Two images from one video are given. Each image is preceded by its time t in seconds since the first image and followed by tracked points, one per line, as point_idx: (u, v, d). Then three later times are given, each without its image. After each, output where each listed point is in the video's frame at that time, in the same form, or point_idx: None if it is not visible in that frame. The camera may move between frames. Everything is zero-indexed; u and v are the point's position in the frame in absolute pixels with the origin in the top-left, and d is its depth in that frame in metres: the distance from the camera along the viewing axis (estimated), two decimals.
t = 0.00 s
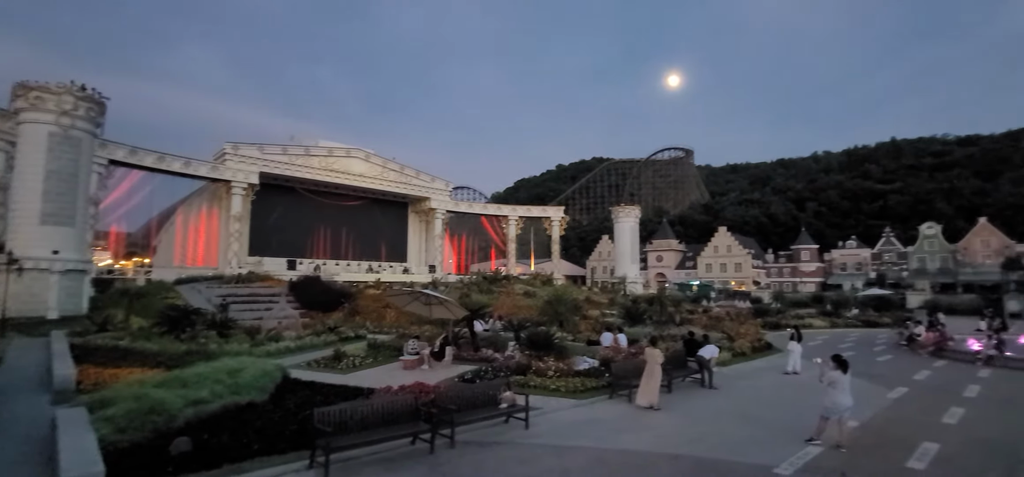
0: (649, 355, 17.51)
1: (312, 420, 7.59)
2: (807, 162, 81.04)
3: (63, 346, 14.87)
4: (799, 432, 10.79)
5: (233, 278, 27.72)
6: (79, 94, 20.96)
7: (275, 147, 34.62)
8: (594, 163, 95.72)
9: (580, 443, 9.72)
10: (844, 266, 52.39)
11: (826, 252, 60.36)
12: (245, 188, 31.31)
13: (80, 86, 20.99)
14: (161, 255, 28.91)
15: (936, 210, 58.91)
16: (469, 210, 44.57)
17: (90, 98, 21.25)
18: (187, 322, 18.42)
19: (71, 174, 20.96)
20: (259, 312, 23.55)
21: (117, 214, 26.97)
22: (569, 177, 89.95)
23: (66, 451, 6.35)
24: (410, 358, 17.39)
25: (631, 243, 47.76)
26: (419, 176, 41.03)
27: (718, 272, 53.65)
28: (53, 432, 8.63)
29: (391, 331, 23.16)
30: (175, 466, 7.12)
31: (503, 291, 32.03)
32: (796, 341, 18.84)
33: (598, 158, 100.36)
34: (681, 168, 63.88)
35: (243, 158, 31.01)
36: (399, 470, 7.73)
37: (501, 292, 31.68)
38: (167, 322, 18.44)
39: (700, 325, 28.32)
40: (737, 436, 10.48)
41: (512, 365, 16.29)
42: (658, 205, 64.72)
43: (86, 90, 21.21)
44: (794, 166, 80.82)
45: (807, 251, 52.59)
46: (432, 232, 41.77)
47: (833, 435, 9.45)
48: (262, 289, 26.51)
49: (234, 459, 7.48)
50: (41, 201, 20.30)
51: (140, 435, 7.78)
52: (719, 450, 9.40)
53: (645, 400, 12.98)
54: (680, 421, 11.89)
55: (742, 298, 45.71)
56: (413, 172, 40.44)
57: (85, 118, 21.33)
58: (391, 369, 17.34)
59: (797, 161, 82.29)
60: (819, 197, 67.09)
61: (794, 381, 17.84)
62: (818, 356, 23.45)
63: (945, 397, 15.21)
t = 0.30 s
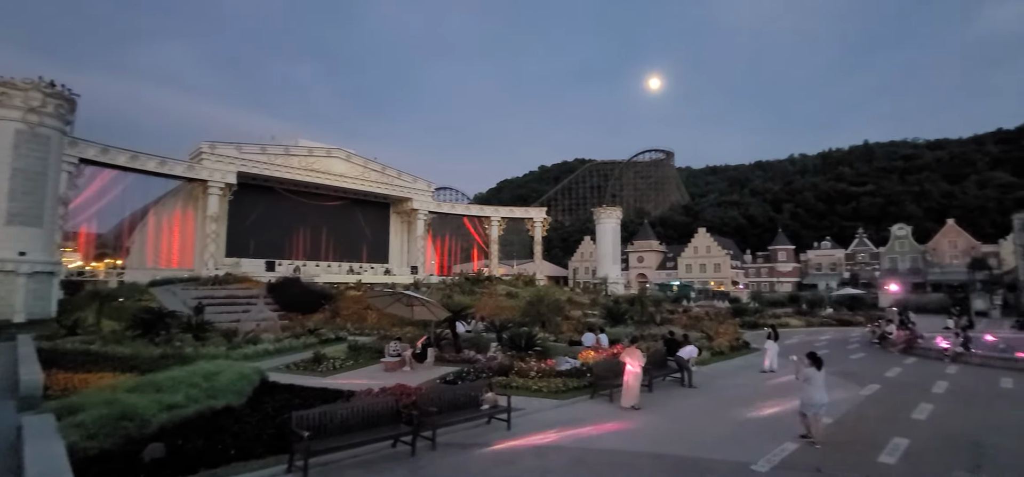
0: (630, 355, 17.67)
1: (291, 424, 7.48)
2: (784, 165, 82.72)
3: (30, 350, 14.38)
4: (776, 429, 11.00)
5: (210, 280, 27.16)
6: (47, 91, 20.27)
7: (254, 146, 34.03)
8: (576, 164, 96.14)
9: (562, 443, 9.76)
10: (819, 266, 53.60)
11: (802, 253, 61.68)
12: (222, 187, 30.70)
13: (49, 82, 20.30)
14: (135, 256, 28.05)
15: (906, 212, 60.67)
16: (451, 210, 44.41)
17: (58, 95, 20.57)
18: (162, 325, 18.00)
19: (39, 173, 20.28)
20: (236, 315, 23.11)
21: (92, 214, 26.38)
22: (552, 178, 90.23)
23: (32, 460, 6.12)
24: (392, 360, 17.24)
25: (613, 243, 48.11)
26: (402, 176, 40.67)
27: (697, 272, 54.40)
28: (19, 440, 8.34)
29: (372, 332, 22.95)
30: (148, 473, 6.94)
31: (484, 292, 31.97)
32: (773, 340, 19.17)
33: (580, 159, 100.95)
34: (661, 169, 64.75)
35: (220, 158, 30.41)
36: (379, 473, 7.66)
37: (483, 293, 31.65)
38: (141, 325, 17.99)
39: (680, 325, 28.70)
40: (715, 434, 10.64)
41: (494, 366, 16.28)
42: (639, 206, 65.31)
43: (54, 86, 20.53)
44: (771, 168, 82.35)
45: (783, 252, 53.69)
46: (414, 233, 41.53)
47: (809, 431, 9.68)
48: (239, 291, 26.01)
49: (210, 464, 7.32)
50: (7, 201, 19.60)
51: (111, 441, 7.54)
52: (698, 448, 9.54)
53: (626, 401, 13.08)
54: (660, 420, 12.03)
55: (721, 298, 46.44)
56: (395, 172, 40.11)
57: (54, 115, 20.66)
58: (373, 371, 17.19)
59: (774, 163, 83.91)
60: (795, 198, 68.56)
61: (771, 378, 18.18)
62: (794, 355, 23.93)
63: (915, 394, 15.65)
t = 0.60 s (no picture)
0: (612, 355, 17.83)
1: (268, 429, 7.33)
2: (762, 168, 84.23)
3: None
4: (755, 426, 11.17)
5: (186, 282, 26.58)
6: (14, 87, 19.59)
7: (231, 145, 33.50)
8: (559, 166, 96.43)
9: (545, 444, 9.78)
10: (795, 267, 54.77)
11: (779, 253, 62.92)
12: (199, 188, 30.05)
13: (15, 78, 19.62)
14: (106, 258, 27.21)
15: (879, 214, 62.33)
16: (433, 212, 44.19)
17: (26, 91, 19.90)
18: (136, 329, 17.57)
19: (5, 172, 19.58)
20: (213, 317, 22.66)
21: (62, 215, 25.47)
22: (535, 179, 90.49)
23: None
24: (373, 362, 17.09)
25: (595, 244, 48.40)
26: (383, 177, 40.40)
27: (678, 273, 55.05)
28: None
29: (353, 335, 22.72)
30: None
31: (467, 293, 31.86)
32: (752, 339, 19.48)
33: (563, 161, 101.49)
34: (643, 171, 65.27)
35: (196, 157, 29.86)
36: None
37: (466, 294, 31.58)
38: (113, 328, 17.51)
39: (661, 325, 29.03)
40: (695, 432, 10.77)
41: (476, 367, 16.24)
42: (621, 208, 65.72)
43: (21, 82, 19.85)
44: (750, 171, 83.83)
45: (761, 252, 54.72)
46: (396, 234, 41.23)
47: (787, 427, 9.87)
48: (217, 293, 25.50)
49: (185, 471, 7.13)
50: None
51: (81, 448, 7.26)
52: (678, 447, 9.63)
53: (606, 401, 13.22)
54: (642, 419, 12.12)
55: (701, 298, 47.10)
56: (377, 173, 39.74)
57: (21, 113, 19.99)
58: (354, 374, 17.00)
59: (753, 166, 85.46)
60: (773, 200, 69.98)
61: (750, 377, 18.46)
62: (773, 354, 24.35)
63: (888, 391, 16.06)
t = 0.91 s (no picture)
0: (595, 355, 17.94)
1: (247, 432, 7.21)
2: (742, 169, 85.54)
3: None
4: (736, 424, 11.34)
5: (163, 283, 26.01)
6: None
7: (210, 144, 32.28)
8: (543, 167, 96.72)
9: (528, 445, 9.79)
10: (774, 267, 55.76)
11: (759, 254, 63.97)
12: (176, 187, 29.43)
13: None
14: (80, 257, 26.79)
15: (855, 216, 63.81)
16: (417, 212, 43.93)
17: None
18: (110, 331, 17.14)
19: None
20: (191, 320, 22.19)
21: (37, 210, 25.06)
22: (519, 180, 90.58)
23: None
24: (355, 364, 16.93)
25: (579, 245, 48.61)
26: (367, 177, 39.75)
27: (660, 274, 55.67)
28: None
29: (335, 336, 22.49)
30: None
31: (451, 294, 31.75)
32: (732, 339, 19.73)
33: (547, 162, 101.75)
34: (626, 173, 65.56)
35: (174, 156, 29.18)
36: None
37: (450, 295, 31.45)
38: (86, 332, 17.05)
39: (643, 325, 29.31)
40: (676, 431, 10.90)
41: (459, 368, 16.19)
42: (605, 209, 65.99)
43: None
44: (731, 173, 85.16)
45: (742, 253, 55.61)
46: (379, 235, 40.90)
47: (765, 424, 10.14)
48: (195, 294, 25.01)
49: None
50: None
51: (51, 455, 7.03)
52: (660, 446, 9.73)
53: (588, 401, 13.30)
54: (624, 419, 12.20)
55: (683, 298, 47.69)
56: (360, 173, 39.32)
57: None
58: (335, 376, 16.83)
59: (733, 169, 86.83)
60: (753, 201, 71.20)
61: (731, 376, 18.72)
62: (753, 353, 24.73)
63: (862, 388, 16.45)
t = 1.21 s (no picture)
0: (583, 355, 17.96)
1: (230, 436, 7.10)
2: (728, 171, 86.41)
3: None
4: (722, 423, 11.44)
5: (146, 285, 25.58)
6: None
7: (195, 143, 32.02)
8: (531, 168, 96.79)
9: (515, 446, 9.77)
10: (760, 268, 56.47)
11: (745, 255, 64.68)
12: (160, 187, 28.98)
13: None
14: (60, 259, 25.96)
15: (838, 217, 64.79)
16: (405, 213, 43.68)
17: None
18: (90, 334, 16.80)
19: None
20: (175, 321, 21.85)
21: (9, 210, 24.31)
22: (507, 181, 90.62)
23: None
24: (342, 366, 16.83)
25: (567, 246, 48.70)
26: (354, 177, 39.56)
27: (648, 274, 56.05)
28: None
29: (322, 338, 22.33)
30: None
31: (439, 295, 31.61)
32: (718, 339, 19.86)
33: (535, 163, 101.87)
34: (614, 174, 65.75)
35: (158, 156, 28.74)
36: None
37: (438, 297, 31.33)
38: (65, 334, 16.69)
39: (631, 326, 29.47)
40: (661, 431, 10.98)
41: (447, 370, 16.13)
42: (593, 210, 66.23)
43: None
44: (717, 175, 85.99)
45: (728, 254, 56.20)
46: (366, 236, 40.64)
47: (757, 423, 10.32)
48: (178, 296, 24.63)
49: None
50: None
51: (27, 461, 6.86)
52: (646, 446, 9.78)
53: (576, 401, 13.34)
54: (610, 419, 12.24)
55: (670, 299, 48.06)
56: (348, 173, 39.02)
57: None
58: (322, 378, 16.68)
59: (719, 170, 87.65)
60: (739, 203, 72.03)
61: (717, 376, 18.90)
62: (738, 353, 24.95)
63: (845, 388, 16.70)
